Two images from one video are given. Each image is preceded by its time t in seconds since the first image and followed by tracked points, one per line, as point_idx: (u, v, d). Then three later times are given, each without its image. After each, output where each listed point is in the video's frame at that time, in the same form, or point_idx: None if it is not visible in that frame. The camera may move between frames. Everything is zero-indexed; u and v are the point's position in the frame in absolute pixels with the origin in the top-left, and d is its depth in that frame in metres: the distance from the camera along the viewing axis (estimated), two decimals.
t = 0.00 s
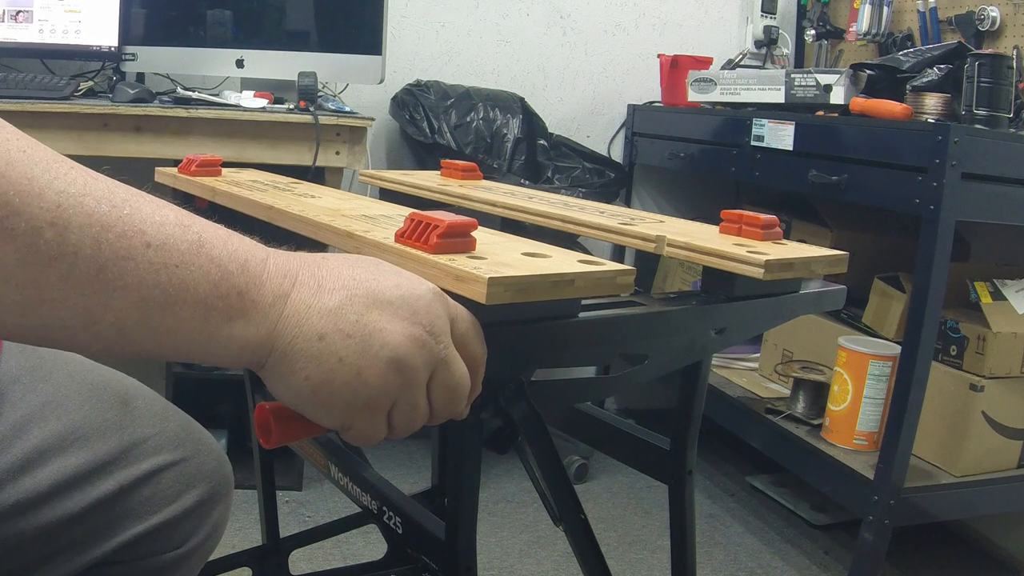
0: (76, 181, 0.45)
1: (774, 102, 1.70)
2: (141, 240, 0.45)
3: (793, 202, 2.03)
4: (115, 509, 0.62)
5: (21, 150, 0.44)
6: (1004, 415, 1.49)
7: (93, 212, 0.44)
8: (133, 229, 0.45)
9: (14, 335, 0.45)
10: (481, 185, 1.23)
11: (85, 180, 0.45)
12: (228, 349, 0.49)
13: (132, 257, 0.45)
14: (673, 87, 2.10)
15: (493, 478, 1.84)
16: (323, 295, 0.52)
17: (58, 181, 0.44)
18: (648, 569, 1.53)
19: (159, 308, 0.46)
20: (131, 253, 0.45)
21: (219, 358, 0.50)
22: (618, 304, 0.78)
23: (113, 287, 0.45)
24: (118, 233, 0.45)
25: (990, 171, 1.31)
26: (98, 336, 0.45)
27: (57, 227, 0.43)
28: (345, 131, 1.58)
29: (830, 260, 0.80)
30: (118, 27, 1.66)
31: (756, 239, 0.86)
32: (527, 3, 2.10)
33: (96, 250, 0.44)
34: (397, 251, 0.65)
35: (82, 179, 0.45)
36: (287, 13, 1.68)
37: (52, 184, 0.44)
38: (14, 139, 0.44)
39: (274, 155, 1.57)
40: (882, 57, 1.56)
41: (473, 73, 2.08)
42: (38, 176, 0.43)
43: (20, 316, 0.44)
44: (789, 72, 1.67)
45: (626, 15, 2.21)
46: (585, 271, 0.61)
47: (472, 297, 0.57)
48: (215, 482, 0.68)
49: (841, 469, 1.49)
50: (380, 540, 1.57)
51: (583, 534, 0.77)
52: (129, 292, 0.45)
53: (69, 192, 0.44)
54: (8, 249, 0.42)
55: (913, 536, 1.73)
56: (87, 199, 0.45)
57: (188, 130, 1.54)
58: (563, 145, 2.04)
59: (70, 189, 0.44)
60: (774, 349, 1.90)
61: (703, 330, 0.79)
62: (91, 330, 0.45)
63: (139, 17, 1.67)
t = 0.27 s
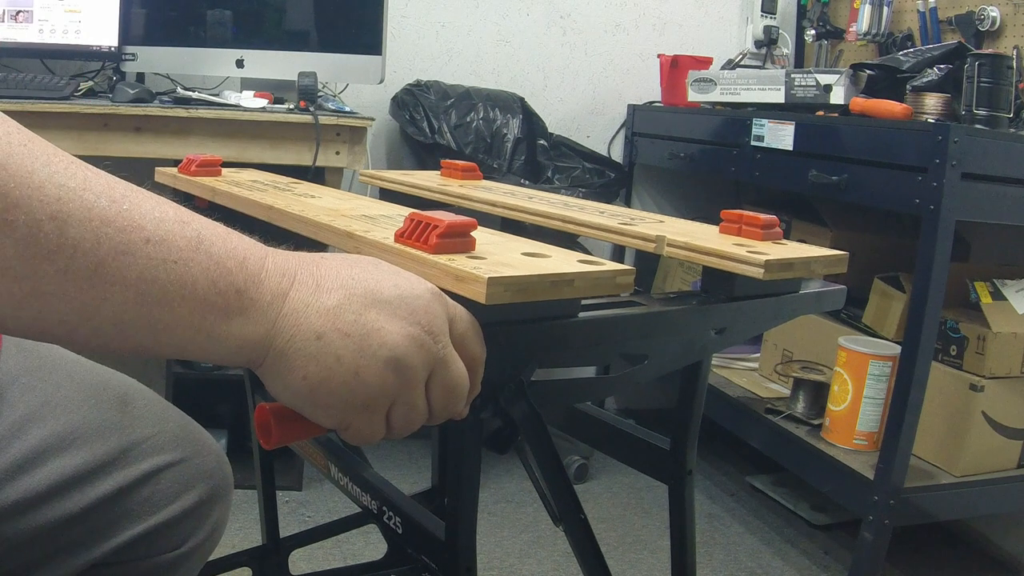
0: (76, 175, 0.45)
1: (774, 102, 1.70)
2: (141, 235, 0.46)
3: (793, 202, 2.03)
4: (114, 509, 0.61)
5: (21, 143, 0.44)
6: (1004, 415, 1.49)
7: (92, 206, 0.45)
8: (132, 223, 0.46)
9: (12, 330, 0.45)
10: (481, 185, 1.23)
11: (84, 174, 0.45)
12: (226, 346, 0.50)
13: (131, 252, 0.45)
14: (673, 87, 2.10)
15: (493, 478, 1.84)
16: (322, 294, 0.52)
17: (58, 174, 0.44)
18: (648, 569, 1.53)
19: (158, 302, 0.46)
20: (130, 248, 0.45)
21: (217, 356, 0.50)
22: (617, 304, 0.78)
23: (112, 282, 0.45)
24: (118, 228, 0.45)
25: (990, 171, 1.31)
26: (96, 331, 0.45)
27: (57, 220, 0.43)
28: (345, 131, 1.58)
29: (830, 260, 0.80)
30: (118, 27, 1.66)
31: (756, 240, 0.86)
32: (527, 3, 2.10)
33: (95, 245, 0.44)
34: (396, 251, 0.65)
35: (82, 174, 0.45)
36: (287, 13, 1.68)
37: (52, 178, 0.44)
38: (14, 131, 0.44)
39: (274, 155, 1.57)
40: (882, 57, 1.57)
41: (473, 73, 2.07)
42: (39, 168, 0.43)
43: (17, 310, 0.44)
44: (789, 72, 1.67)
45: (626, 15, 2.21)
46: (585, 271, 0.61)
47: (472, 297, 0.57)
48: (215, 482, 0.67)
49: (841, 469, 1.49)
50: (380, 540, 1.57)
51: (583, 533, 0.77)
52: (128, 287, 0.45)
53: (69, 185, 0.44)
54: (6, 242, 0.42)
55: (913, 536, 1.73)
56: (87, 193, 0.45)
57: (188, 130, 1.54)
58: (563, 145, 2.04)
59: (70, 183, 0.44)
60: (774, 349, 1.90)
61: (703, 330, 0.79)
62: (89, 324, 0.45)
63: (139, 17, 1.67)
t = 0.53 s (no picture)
0: (77, 175, 0.45)
1: (774, 102, 1.70)
2: (141, 234, 0.46)
3: (793, 202, 2.03)
4: (115, 510, 0.61)
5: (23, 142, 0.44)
6: (1004, 415, 1.49)
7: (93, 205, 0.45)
8: (132, 223, 0.46)
9: (12, 329, 0.45)
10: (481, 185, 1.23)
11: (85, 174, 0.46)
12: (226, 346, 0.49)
13: (132, 251, 0.45)
14: (673, 87, 2.10)
15: (493, 478, 1.84)
16: (322, 294, 0.52)
17: (59, 173, 0.44)
18: (648, 569, 1.53)
19: (159, 302, 0.46)
20: (131, 247, 0.45)
21: (217, 356, 0.50)
22: (618, 304, 0.78)
23: (113, 281, 0.45)
24: (119, 228, 0.45)
25: (990, 171, 1.31)
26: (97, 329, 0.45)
27: (58, 219, 0.43)
28: (345, 131, 1.58)
29: (831, 260, 0.80)
30: (118, 27, 1.66)
31: (756, 240, 0.86)
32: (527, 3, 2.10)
33: (95, 244, 0.44)
34: (397, 251, 0.65)
35: (83, 173, 0.45)
36: (287, 13, 1.68)
37: (53, 177, 0.44)
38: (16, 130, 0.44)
39: (274, 155, 1.57)
40: (882, 57, 1.57)
41: (473, 73, 2.08)
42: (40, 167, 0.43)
43: (18, 309, 0.44)
44: (789, 72, 1.67)
45: (626, 15, 2.21)
46: (585, 271, 0.61)
47: (472, 297, 0.57)
48: (215, 483, 0.67)
49: (841, 469, 1.49)
50: (380, 540, 1.57)
51: (583, 533, 0.77)
52: (128, 286, 0.45)
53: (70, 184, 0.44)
54: (7, 241, 0.42)
55: (913, 536, 1.73)
56: (88, 193, 0.45)
57: (188, 130, 1.54)
58: (563, 145, 2.04)
59: (71, 182, 0.44)
60: (774, 349, 1.90)
61: (703, 330, 0.79)
62: (89, 324, 0.45)
63: (139, 17, 1.67)
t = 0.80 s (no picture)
0: (82, 174, 0.45)
1: (774, 102, 1.71)
2: (144, 232, 0.46)
3: (793, 202, 2.03)
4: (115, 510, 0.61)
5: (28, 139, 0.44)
6: (1004, 415, 1.49)
7: (98, 203, 0.45)
8: (136, 220, 0.46)
9: (12, 326, 0.45)
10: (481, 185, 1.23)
11: (89, 172, 0.46)
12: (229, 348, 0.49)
13: (134, 250, 0.45)
14: (673, 87, 2.10)
15: (493, 478, 1.84)
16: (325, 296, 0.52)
17: (65, 171, 0.44)
18: (648, 569, 1.53)
19: (160, 301, 0.46)
20: (133, 246, 0.45)
21: (220, 357, 0.50)
22: (618, 304, 0.78)
23: (115, 280, 0.45)
24: (121, 227, 0.45)
25: (990, 171, 1.31)
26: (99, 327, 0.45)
27: (61, 216, 0.43)
28: (345, 131, 1.58)
29: (831, 260, 0.80)
30: (118, 27, 1.66)
31: (756, 240, 0.86)
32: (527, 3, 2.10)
33: (99, 242, 0.44)
34: (398, 252, 0.65)
35: (88, 173, 0.46)
36: (287, 13, 1.68)
37: (58, 175, 0.44)
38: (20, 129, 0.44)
39: (274, 155, 1.57)
40: (882, 57, 1.57)
41: (474, 73, 2.07)
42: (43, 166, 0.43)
43: (20, 306, 0.44)
44: (789, 72, 1.67)
45: (626, 15, 2.21)
46: (585, 271, 0.61)
47: (473, 298, 0.57)
48: (215, 483, 0.67)
49: (841, 469, 1.49)
50: (380, 540, 1.57)
51: (583, 533, 0.77)
52: (131, 285, 0.45)
53: (74, 184, 0.44)
54: (9, 237, 0.42)
55: (913, 536, 1.73)
56: (92, 191, 0.45)
57: (188, 130, 1.54)
58: (563, 145, 2.04)
59: (74, 179, 0.44)
60: (774, 349, 1.90)
61: (704, 330, 0.79)
62: (90, 322, 0.45)
63: (139, 17, 1.67)
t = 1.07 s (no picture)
0: None
1: (774, 102, 1.70)
2: (59, 227, 0.34)
3: (793, 202, 2.03)
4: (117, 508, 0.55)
5: None
6: (1004, 416, 1.49)
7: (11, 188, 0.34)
8: (52, 213, 0.34)
9: None
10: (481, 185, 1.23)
11: None
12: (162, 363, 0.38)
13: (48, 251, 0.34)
14: (673, 87, 2.10)
15: (493, 478, 1.84)
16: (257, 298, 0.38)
17: None
18: (648, 569, 1.53)
19: (73, 308, 0.35)
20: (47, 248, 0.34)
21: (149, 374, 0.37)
22: (617, 304, 0.78)
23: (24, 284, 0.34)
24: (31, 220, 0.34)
25: (990, 171, 1.31)
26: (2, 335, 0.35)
27: None
28: (345, 131, 1.58)
29: (831, 260, 0.80)
30: (118, 27, 1.66)
31: (756, 240, 0.86)
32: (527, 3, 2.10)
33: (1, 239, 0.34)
34: (397, 250, 0.65)
35: None
36: (287, 13, 1.68)
37: None
38: None
39: (274, 155, 1.57)
40: (882, 57, 1.57)
41: (473, 73, 2.08)
42: None
43: None
44: (789, 72, 1.67)
45: (626, 15, 2.21)
46: (585, 270, 0.61)
47: (473, 296, 0.57)
48: (218, 478, 0.62)
49: (841, 469, 1.49)
50: (380, 540, 1.57)
51: (583, 533, 0.77)
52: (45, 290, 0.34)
53: None
54: None
55: (913, 536, 1.73)
56: None
57: (189, 130, 1.54)
58: (563, 145, 2.04)
59: None
60: (774, 349, 1.90)
61: (704, 329, 0.79)
62: None
63: (139, 17, 1.67)
